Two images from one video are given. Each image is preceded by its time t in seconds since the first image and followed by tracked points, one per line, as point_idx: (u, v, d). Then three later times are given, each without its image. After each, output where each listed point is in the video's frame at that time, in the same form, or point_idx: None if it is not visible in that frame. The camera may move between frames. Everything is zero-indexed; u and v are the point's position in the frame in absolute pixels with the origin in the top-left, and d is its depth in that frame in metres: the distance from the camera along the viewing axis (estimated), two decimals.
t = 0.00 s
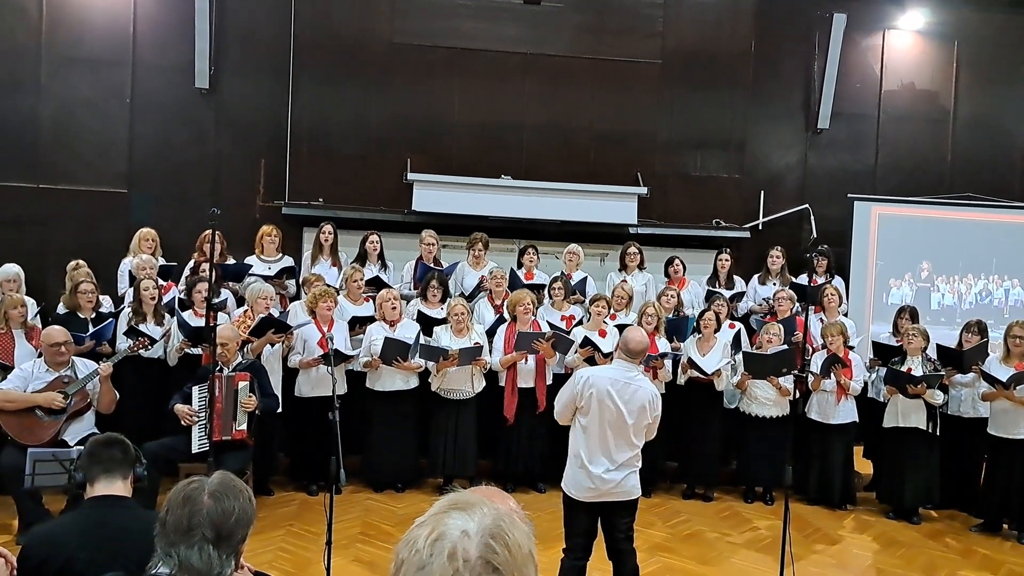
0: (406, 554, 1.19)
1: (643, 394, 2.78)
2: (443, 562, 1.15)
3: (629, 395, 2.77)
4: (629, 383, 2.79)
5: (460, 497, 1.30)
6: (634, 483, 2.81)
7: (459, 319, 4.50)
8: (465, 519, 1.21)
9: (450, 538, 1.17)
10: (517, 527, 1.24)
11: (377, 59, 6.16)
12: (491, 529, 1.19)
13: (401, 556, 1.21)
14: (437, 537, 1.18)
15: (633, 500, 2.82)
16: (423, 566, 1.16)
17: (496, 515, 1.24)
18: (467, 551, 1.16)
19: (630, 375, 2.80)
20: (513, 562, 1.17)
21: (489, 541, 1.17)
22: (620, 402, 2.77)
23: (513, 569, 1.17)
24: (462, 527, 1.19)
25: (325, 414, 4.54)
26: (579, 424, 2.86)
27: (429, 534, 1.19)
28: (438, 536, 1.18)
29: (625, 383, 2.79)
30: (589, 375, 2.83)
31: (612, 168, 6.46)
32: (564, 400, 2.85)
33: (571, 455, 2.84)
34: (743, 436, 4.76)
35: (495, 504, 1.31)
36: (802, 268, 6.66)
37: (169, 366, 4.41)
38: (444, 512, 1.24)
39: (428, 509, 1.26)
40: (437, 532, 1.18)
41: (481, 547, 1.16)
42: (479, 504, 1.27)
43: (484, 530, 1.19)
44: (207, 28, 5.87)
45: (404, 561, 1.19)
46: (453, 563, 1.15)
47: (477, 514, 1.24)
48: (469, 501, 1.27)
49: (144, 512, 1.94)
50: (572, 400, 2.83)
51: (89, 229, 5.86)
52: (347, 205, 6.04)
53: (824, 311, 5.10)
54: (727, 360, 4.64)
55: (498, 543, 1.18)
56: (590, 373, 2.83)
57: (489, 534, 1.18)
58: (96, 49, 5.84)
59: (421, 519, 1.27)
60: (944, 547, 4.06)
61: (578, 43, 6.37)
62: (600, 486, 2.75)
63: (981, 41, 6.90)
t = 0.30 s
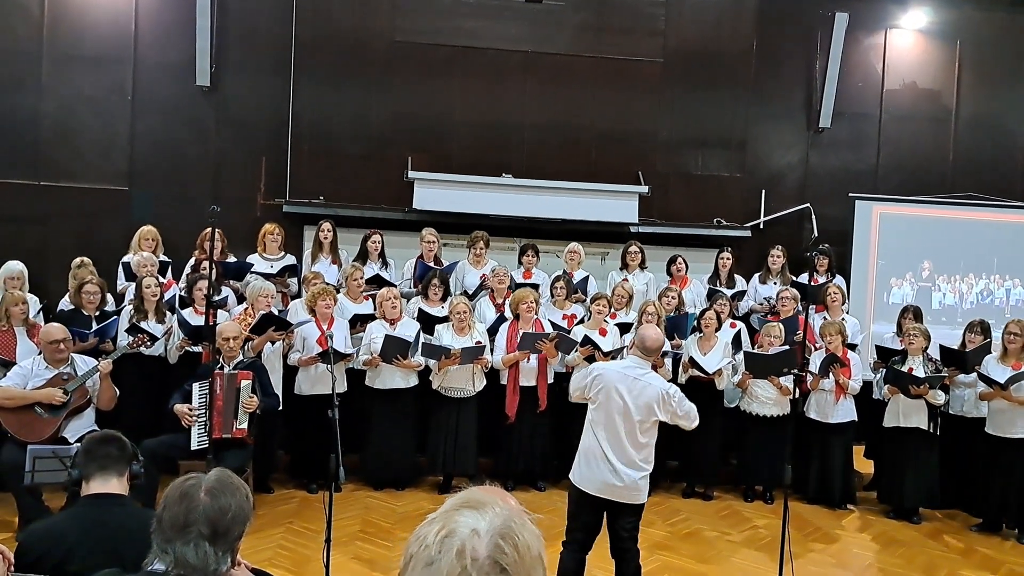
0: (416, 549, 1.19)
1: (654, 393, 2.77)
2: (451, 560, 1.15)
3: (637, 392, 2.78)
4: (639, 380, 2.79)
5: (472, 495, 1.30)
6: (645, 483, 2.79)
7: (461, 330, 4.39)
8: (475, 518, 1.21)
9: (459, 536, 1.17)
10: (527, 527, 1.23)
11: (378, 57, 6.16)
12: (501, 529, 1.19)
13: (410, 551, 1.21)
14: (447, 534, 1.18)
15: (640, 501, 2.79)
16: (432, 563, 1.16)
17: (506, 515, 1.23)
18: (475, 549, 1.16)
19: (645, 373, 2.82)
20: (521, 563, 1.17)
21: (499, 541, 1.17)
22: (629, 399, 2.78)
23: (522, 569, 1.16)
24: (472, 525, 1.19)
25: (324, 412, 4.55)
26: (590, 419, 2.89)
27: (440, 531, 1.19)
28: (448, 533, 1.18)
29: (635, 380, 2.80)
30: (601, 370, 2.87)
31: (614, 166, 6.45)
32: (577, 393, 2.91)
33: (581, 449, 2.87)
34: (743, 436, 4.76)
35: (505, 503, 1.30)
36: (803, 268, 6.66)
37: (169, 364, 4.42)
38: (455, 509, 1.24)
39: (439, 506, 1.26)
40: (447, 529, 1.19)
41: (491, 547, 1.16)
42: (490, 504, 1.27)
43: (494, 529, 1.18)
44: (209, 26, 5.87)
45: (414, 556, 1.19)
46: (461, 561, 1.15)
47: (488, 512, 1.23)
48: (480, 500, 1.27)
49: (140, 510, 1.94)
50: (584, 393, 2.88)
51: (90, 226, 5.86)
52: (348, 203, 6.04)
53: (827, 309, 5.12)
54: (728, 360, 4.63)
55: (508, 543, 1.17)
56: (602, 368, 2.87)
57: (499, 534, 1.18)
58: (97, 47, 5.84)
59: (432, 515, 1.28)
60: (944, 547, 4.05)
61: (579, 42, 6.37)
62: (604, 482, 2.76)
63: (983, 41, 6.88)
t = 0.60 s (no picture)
0: (414, 549, 1.19)
1: (652, 385, 2.79)
2: (449, 560, 1.15)
3: (634, 386, 2.78)
4: (634, 373, 2.79)
5: (471, 494, 1.29)
6: (645, 476, 2.81)
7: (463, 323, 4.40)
8: (474, 517, 1.21)
9: (458, 535, 1.17)
10: (526, 527, 1.22)
11: (380, 56, 6.16)
12: (499, 529, 1.18)
13: (408, 550, 1.21)
14: (445, 534, 1.18)
15: (642, 494, 2.81)
16: (430, 562, 1.16)
17: (505, 515, 1.23)
18: (474, 549, 1.16)
19: (639, 366, 2.81)
20: (520, 563, 1.16)
21: (498, 541, 1.17)
22: (627, 393, 2.77)
23: (521, 570, 1.16)
24: (470, 525, 1.18)
25: (325, 411, 4.54)
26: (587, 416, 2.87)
27: (438, 530, 1.19)
28: (446, 532, 1.18)
29: (631, 373, 2.79)
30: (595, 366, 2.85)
31: (615, 166, 6.45)
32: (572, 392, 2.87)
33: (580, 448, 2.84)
34: (744, 436, 4.75)
35: (503, 502, 1.30)
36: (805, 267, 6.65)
37: (170, 362, 4.42)
38: (453, 508, 1.24)
39: (438, 505, 1.26)
40: (446, 528, 1.18)
41: (489, 546, 1.16)
42: (489, 502, 1.26)
43: (494, 529, 1.18)
44: (210, 25, 5.87)
45: (412, 555, 1.19)
46: (460, 561, 1.14)
47: (488, 512, 1.23)
48: (479, 499, 1.27)
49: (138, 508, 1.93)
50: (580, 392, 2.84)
51: (91, 225, 5.86)
52: (349, 202, 6.04)
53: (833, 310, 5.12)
54: (729, 359, 4.63)
55: (506, 543, 1.17)
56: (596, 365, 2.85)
57: (498, 534, 1.18)
58: (99, 46, 5.84)
59: (430, 513, 1.27)
60: (945, 547, 4.05)
61: (581, 41, 6.36)
62: (609, 479, 2.75)
63: (986, 40, 6.87)
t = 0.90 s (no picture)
0: (406, 551, 1.19)
1: (626, 391, 2.80)
2: (444, 559, 1.15)
3: (614, 395, 2.77)
4: (611, 383, 2.79)
5: (460, 492, 1.29)
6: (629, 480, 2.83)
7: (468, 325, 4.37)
8: (464, 514, 1.21)
9: (451, 533, 1.17)
10: (518, 522, 1.23)
11: (382, 56, 6.16)
12: (491, 524, 1.19)
13: (400, 552, 1.20)
14: (437, 533, 1.17)
15: (625, 501, 2.80)
16: (425, 563, 1.15)
17: (496, 510, 1.23)
18: (468, 546, 1.16)
19: (611, 373, 2.83)
20: (514, 557, 1.17)
21: (490, 537, 1.17)
22: (608, 403, 2.76)
23: (515, 564, 1.16)
24: (462, 522, 1.19)
25: (327, 410, 4.55)
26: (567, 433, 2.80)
27: (430, 530, 1.18)
28: (438, 531, 1.18)
29: (608, 384, 2.78)
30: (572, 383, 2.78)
31: (618, 165, 6.44)
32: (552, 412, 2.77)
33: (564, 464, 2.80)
34: (747, 436, 4.75)
35: (492, 498, 1.30)
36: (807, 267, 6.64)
37: (173, 361, 4.42)
38: (442, 507, 1.24)
39: (427, 505, 1.26)
40: (437, 528, 1.18)
41: (482, 542, 1.16)
42: (478, 499, 1.27)
43: (485, 525, 1.18)
44: (213, 24, 5.88)
45: (405, 557, 1.18)
46: (454, 558, 1.15)
47: (477, 509, 1.23)
48: (468, 496, 1.27)
49: (140, 508, 1.91)
50: (561, 412, 2.75)
51: (94, 224, 5.87)
52: (352, 201, 6.04)
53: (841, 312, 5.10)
54: (731, 359, 4.63)
55: (499, 538, 1.17)
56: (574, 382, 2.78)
57: (490, 529, 1.18)
58: (101, 44, 5.85)
59: (419, 514, 1.27)
60: (947, 547, 4.04)
61: (584, 40, 6.36)
62: (591, 486, 2.74)
63: (990, 40, 6.86)
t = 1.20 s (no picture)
0: (402, 552, 1.18)
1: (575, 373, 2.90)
2: (441, 558, 1.14)
3: (564, 377, 2.86)
4: (562, 365, 2.86)
5: (449, 492, 1.29)
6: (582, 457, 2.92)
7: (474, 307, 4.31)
8: (455, 513, 1.21)
9: (444, 532, 1.17)
10: (511, 517, 1.23)
11: (385, 54, 6.16)
12: (483, 521, 1.19)
13: (394, 556, 1.19)
14: (430, 533, 1.17)
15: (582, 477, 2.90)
16: (421, 563, 1.15)
17: (487, 507, 1.23)
18: (463, 544, 1.16)
19: (564, 354, 2.90)
20: (511, 551, 1.17)
21: (484, 532, 1.17)
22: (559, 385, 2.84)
23: (511, 558, 1.16)
24: (455, 521, 1.19)
25: (330, 408, 4.54)
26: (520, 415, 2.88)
27: (423, 532, 1.18)
28: (431, 532, 1.17)
29: (559, 366, 2.85)
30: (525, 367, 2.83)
31: (621, 164, 6.44)
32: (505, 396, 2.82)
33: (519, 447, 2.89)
34: (749, 435, 4.75)
35: (479, 495, 1.30)
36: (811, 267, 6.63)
37: (175, 359, 4.43)
38: (432, 508, 1.23)
39: (416, 507, 1.25)
40: (430, 529, 1.17)
41: (477, 538, 1.16)
42: (467, 498, 1.27)
43: (478, 521, 1.19)
44: (216, 23, 5.88)
45: (400, 559, 1.17)
46: (451, 556, 1.14)
47: (468, 507, 1.23)
48: (456, 496, 1.27)
49: (145, 506, 1.92)
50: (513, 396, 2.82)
51: (97, 221, 5.87)
52: (355, 199, 6.04)
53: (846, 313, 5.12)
54: (734, 358, 4.63)
55: (494, 533, 1.17)
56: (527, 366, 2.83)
57: (483, 525, 1.18)
58: (105, 42, 5.85)
59: (408, 517, 1.26)
60: (950, 547, 4.04)
61: (587, 39, 6.36)
62: (545, 466, 2.83)
63: (994, 40, 6.85)
